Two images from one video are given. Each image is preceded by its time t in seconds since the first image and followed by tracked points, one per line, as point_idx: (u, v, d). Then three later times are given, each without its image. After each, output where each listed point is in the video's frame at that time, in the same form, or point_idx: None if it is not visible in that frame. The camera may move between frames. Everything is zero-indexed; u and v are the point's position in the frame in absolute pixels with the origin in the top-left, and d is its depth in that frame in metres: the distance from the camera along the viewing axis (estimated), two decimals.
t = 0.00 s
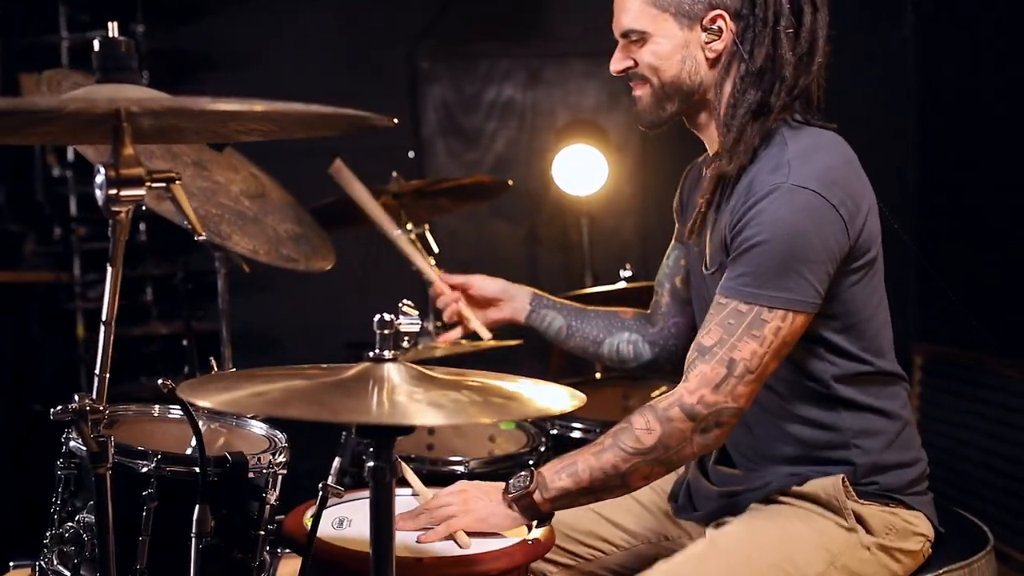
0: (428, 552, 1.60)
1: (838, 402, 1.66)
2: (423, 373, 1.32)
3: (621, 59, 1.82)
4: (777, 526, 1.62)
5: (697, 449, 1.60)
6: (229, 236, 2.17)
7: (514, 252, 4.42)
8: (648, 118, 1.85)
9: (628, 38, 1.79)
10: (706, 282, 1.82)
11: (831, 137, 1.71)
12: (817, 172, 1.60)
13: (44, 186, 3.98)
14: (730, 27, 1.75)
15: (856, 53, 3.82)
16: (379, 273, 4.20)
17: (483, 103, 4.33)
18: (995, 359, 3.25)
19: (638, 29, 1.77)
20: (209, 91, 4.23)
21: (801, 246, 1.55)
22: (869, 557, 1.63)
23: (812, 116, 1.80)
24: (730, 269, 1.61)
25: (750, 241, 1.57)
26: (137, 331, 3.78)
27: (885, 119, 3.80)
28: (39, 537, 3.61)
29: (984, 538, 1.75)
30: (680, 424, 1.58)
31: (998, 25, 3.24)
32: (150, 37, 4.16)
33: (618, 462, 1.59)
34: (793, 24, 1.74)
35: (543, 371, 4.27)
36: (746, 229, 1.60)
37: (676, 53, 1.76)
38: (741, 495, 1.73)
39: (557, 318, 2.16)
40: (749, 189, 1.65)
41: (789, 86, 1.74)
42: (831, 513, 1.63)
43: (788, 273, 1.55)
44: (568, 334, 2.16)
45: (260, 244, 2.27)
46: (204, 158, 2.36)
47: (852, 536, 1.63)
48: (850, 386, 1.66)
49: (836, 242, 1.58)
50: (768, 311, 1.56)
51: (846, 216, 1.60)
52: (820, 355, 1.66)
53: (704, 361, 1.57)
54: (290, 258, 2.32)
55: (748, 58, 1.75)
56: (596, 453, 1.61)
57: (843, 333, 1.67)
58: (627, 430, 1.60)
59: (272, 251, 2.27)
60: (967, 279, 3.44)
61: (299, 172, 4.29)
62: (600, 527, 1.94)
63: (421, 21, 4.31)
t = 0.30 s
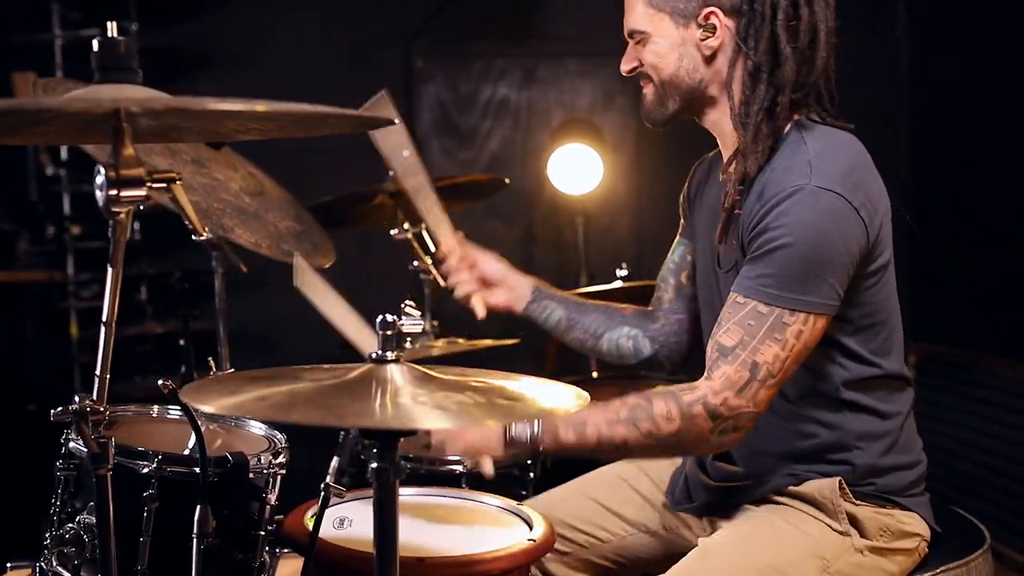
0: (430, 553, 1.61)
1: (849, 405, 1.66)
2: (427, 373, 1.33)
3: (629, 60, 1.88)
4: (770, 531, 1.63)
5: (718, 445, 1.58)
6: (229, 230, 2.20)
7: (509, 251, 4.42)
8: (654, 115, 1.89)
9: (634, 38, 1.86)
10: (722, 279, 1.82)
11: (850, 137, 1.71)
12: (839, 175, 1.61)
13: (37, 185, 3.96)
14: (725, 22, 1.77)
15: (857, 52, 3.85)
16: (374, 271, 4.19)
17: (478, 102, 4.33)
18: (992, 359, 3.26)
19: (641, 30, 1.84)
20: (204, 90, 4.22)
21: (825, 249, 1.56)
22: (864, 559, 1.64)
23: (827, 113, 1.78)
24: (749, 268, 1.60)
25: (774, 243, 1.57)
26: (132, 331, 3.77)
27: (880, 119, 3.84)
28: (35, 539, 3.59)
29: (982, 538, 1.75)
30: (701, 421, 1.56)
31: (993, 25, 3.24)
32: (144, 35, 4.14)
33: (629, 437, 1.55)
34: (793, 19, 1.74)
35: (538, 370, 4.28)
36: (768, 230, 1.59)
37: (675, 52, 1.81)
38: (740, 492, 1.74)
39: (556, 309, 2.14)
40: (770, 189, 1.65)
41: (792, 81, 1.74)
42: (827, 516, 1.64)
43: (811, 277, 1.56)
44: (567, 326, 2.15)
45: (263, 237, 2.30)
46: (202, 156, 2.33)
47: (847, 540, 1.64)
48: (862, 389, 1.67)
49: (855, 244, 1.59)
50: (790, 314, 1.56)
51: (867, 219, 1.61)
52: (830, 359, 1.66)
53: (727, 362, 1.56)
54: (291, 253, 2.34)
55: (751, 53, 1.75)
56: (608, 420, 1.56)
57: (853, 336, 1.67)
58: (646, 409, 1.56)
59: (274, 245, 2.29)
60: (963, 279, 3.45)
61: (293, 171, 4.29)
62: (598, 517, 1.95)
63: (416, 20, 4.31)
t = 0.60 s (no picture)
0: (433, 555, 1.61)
1: (841, 397, 1.67)
2: (432, 374, 1.34)
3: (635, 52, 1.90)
4: (783, 528, 1.62)
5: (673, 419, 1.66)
6: (230, 233, 2.21)
7: (504, 250, 4.42)
8: (655, 108, 1.90)
9: (639, 28, 1.87)
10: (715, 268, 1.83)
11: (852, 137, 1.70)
12: (833, 168, 1.62)
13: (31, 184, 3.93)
14: (723, 21, 1.78)
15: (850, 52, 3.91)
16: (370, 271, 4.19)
17: (473, 101, 4.32)
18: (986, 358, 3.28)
19: (646, 22, 1.85)
20: (198, 89, 4.20)
21: (810, 239, 1.56)
22: (874, 559, 1.65)
23: (824, 111, 1.78)
24: (733, 250, 1.62)
25: (760, 229, 1.59)
26: (127, 331, 3.76)
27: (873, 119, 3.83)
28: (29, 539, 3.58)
29: (983, 538, 1.76)
30: (663, 390, 1.63)
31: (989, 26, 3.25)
32: (138, 34, 4.13)
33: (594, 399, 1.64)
34: (789, 19, 1.74)
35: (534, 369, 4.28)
36: (755, 216, 1.61)
37: (675, 47, 1.82)
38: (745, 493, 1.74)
39: (558, 328, 2.09)
40: (762, 178, 1.66)
41: (783, 87, 1.74)
42: (837, 515, 1.65)
43: (792, 265, 1.57)
44: (571, 343, 2.10)
45: (264, 238, 2.30)
46: (201, 157, 2.33)
47: (856, 538, 1.64)
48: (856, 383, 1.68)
49: (845, 239, 1.59)
50: (765, 299, 1.57)
51: (859, 217, 1.61)
52: (826, 351, 1.67)
53: (697, 339, 1.61)
54: (290, 254, 2.33)
55: (745, 53, 1.76)
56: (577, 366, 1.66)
57: (850, 333, 1.68)
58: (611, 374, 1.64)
59: (275, 247, 2.29)
60: (958, 279, 3.47)
61: (289, 170, 4.28)
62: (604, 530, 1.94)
63: (411, 18, 4.30)
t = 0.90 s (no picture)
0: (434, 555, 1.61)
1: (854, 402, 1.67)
2: (436, 376, 1.34)
3: (628, 53, 1.88)
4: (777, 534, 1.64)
5: (798, 444, 1.54)
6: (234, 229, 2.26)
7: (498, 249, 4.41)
8: (650, 111, 1.89)
9: (634, 30, 1.85)
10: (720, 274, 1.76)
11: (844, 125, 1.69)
12: (845, 151, 1.58)
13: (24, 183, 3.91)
14: (724, 23, 1.77)
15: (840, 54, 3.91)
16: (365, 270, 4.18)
17: (467, 100, 4.32)
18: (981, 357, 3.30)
19: (642, 24, 1.83)
20: (192, 87, 4.18)
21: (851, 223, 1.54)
22: (869, 560, 1.65)
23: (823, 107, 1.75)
24: (779, 258, 1.57)
25: (800, 227, 1.54)
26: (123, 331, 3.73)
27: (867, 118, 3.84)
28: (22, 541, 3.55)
29: (977, 538, 1.76)
30: (779, 414, 1.52)
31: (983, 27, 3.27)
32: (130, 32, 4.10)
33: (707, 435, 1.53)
34: (788, 19, 1.72)
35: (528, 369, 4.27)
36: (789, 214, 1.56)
37: (673, 49, 1.81)
38: (742, 494, 1.74)
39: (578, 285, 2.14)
40: (780, 173, 1.61)
41: (789, 87, 1.72)
42: (830, 518, 1.66)
43: (844, 256, 1.53)
44: (584, 302, 2.15)
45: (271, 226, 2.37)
46: (201, 156, 2.31)
47: (851, 541, 1.65)
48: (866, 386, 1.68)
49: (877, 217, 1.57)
50: (834, 296, 1.53)
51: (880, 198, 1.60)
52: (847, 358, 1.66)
53: (789, 356, 1.53)
54: (295, 247, 2.37)
55: (750, 54, 1.74)
56: (682, 413, 1.54)
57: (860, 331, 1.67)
58: (722, 408, 1.53)
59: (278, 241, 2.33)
60: (952, 278, 3.49)
61: (282, 169, 4.26)
62: (598, 514, 1.97)
63: (405, 17, 4.30)
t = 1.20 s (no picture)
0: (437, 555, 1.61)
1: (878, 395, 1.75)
2: (442, 373, 1.34)
3: (635, 54, 1.89)
4: (790, 524, 1.67)
5: (919, 429, 1.56)
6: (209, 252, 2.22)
7: (493, 248, 4.40)
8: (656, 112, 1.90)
9: (641, 32, 1.87)
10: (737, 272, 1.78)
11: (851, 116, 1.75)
12: (873, 142, 1.63)
13: (16, 181, 3.88)
14: (735, 22, 1.80)
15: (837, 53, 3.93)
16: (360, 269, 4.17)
17: (462, 99, 4.31)
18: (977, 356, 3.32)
19: (650, 24, 1.85)
20: (186, 86, 4.16)
21: (902, 207, 1.57)
22: (880, 557, 1.68)
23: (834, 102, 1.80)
24: (840, 255, 1.58)
25: (856, 220, 1.56)
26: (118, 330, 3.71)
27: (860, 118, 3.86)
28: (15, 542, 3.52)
29: (977, 539, 1.86)
30: (891, 397, 1.53)
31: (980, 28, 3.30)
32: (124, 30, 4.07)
33: (827, 435, 1.54)
34: (797, 17, 1.77)
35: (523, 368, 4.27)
36: (838, 209, 1.58)
37: (683, 49, 1.83)
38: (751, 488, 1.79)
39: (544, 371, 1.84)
40: (816, 169, 1.64)
41: (798, 81, 1.77)
42: (846, 516, 1.71)
43: (903, 240, 1.55)
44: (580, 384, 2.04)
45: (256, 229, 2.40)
46: (194, 159, 2.35)
47: (864, 537, 1.68)
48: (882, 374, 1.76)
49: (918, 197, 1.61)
50: (909, 277, 1.55)
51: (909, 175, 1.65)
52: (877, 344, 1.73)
53: (886, 347, 1.53)
54: (270, 271, 2.33)
55: (759, 52, 1.79)
56: (798, 417, 1.56)
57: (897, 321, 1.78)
58: (836, 407, 1.53)
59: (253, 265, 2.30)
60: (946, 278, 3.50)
61: (277, 168, 4.25)
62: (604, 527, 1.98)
63: (400, 16, 4.28)
